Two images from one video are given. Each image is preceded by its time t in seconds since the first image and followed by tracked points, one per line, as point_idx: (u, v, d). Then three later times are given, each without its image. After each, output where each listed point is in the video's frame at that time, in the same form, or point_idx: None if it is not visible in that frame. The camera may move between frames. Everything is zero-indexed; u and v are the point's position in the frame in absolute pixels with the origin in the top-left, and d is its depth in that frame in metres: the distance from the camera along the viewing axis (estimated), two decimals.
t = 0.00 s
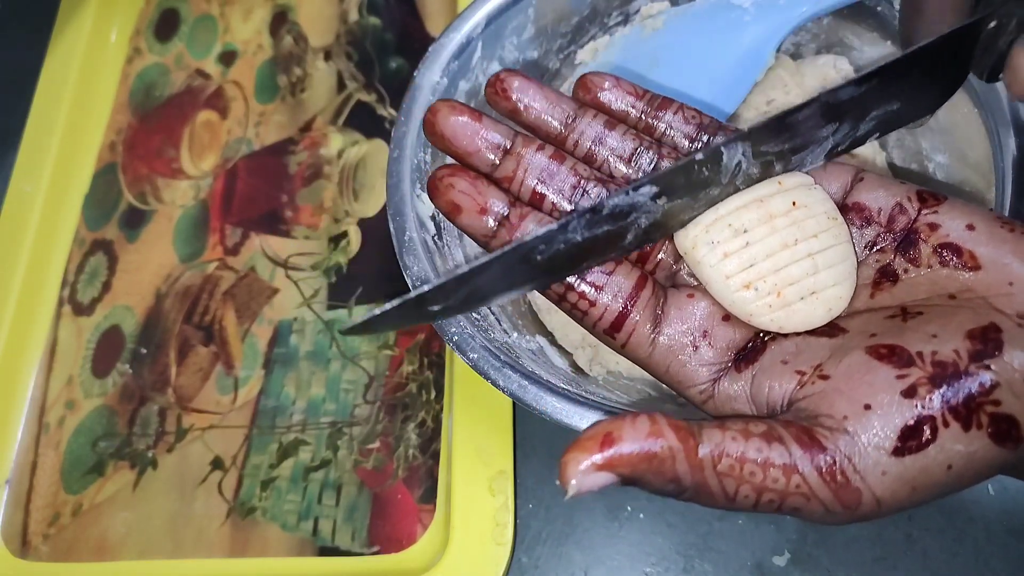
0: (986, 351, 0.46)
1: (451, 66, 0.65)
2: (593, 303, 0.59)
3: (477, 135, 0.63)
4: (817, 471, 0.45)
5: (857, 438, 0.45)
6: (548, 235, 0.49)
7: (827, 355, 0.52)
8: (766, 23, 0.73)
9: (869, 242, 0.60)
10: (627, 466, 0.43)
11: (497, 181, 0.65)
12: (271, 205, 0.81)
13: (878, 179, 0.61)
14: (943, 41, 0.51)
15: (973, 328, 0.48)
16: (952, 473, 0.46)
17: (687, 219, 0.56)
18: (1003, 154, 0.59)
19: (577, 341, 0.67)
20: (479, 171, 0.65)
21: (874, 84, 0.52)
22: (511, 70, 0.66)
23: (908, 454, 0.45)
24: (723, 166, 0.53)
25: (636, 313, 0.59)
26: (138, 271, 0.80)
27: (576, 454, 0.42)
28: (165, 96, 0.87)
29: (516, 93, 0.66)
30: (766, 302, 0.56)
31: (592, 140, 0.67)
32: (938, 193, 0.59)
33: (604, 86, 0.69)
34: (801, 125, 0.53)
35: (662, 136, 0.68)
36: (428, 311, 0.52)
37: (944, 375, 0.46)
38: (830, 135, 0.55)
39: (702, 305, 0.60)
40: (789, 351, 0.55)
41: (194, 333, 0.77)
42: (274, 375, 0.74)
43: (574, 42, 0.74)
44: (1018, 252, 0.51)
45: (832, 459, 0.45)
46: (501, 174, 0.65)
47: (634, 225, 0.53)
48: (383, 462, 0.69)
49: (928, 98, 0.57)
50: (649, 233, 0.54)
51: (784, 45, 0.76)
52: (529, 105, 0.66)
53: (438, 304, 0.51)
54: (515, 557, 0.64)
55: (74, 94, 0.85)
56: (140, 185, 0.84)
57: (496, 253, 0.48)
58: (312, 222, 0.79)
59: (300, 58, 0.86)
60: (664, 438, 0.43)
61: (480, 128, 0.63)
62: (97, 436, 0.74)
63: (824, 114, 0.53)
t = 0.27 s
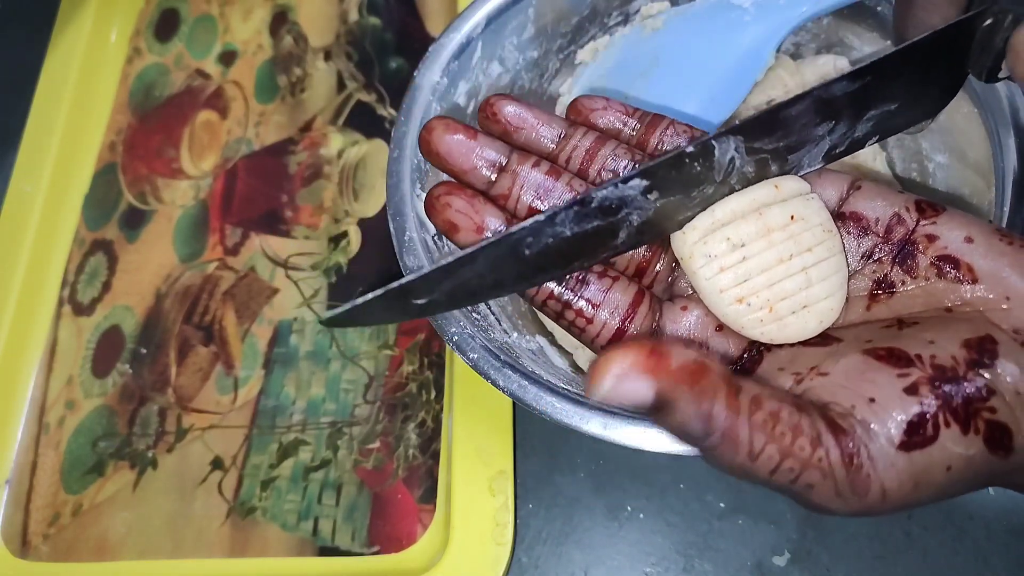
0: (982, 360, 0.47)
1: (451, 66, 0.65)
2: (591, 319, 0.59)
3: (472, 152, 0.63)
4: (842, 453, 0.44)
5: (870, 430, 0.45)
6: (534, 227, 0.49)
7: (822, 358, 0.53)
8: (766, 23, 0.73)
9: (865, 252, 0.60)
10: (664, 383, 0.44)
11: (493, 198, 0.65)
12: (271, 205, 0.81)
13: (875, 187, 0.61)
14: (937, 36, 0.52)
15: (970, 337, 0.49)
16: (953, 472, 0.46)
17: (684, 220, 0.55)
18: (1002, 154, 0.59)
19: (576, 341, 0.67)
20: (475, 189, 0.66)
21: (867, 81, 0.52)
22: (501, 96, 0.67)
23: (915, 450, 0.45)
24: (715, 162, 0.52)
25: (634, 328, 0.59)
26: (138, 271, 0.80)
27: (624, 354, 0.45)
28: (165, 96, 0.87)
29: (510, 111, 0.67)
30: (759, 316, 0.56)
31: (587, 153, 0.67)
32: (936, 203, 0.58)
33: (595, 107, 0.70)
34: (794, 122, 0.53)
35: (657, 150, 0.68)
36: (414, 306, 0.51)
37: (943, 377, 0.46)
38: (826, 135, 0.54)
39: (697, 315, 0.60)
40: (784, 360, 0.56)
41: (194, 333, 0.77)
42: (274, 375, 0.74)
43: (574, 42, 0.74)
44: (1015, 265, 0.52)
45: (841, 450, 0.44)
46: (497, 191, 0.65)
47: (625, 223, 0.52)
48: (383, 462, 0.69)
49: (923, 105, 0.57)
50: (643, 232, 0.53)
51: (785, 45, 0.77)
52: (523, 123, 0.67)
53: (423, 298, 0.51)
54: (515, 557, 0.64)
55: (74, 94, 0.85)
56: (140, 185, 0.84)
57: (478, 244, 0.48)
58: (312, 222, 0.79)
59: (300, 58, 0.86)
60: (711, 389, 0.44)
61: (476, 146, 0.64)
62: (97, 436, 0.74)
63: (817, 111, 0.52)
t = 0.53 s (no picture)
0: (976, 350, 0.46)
1: (451, 66, 0.65)
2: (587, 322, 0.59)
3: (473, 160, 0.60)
4: (841, 420, 0.43)
5: (867, 409, 0.44)
6: (514, 174, 0.48)
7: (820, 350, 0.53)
8: (766, 23, 0.74)
9: (861, 253, 0.60)
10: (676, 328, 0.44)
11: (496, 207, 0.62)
12: (271, 205, 0.81)
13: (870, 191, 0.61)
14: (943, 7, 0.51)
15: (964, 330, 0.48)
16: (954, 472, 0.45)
17: (669, 181, 0.53)
18: (1003, 154, 0.58)
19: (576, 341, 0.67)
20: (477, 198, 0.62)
21: (872, 44, 0.51)
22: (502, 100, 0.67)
23: (910, 428, 0.44)
24: (711, 118, 0.51)
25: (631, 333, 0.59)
26: (138, 272, 0.80)
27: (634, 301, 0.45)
28: (165, 96, 0.87)
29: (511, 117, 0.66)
30: (754, 320, 0.55)
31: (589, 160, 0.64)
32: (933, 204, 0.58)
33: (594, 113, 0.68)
34: (793, 81, 0.52)
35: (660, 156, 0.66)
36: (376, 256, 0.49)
37: (939, 362, 0.45)
38: (822, 101, 0.53)
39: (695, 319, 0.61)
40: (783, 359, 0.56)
41: (194, 333, 0.77)
42: (274, 375, 0.74)
43: (574, 42, 0.74)
44: (1010, 263, 0.51)
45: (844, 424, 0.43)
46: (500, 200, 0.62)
47: (611, 177, 0.51)
48: (383, 462, 0.69)
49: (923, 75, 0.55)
50: (628, 189, 0.52)
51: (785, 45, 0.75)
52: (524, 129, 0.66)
53: (386, 248, 0.49)
54: (515, 557, 0.64)
55: (74, 94, 0.85)
56: (140, 185, 0.84)
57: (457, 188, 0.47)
58: (312, 222, 0.79)
59: (299, 58, 0.86)
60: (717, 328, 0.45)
61: (476, 155, 0.61)
62: (97, 436, 0.74)
63: (819, 72, 0.52)
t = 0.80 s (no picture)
0: (971, 365, 0.45)
1: (451, 66, 0.65)
2: (587, 318, 0.59)
3: (472, 149, 0.61)
4: (808, 473, 0.44)
5: (846, 449, 0.44)
6: (504, 167, 0.49)
7: (814, 364, 0.52)
8: (766, 23, 0.73)
9: (860, 252, 0.60)
10: (624, 441, 0.42)
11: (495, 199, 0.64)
12: (271, 205, 0.81)
13: (869, 188, 0.61)
14: None
15: (960, 341, 0.47)
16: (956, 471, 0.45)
17: (659, 175, 0.54)
18: (1002, 155, 0.58)
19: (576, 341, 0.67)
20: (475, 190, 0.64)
21: (853, 38, 0.52)
22: (504, 84, 0.66)
23: (893, 464, 0.44)
24: (695, 113, 0.52)
25: (630, 329, 0.59)
26: (138, 271, 0.80)
27: (579, 422, 0.41)
28: (165, 96, 0.87)
29: (512, 104, 0.66)
30: (753, 318, 0.56)
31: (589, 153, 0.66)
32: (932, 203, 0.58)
33: (596, 100, 0.68)
34: (777, 77, 0.53)
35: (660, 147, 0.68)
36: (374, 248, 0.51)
37: (929, 387, 0.45)
38: (807, 95, 0.54)
39: (691, 317, 0.60)
40: (778, 361, 0.55)
41: (194, 333, 0.77)
42: (274, 375, 0.74)
43: (574, 42, 0.73)
44: (1009, 266, 0.50)
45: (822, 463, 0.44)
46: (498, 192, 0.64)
47: (600, 172, 0.52)
48: (383, 462, 0.69)
49: (907, 68, 0.57)
50: (617, 184, 0.53)
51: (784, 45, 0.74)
52: (525, 118, 0.66)
53: (382, 239, 0.51)
54: (515, 557, 0.65)
55: (74, 94, 0.85)
56: (140, 185, 0.84)
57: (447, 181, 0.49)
58: (312, 222, 0.79)
59: (299, 58, 0.86)
60: (664, 421, 0.43)
61: (476, 144, 0.62)
62: (97, 436, 0.74)
63: (801, 66, 0.53)
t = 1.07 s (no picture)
0: (976, 365, 0.45)
1: (451, 66, 0.65)
2: (590, 312, 0.59)
3: (475, 140, 0.63)
4: (808, 479, 0.44)
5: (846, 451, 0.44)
6: (511, 189, 0.50)
7: (818, 364, 0.52)
8: (765, 23, 0.74)
9: (863, 250, 0.60)
10: (619, 462, 0.42)
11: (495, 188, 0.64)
12: (271, 205, 0.81)
13: (873, 187, 0.61)
14: (920, 14, 0.51)
15: (963, 342, 0.47)
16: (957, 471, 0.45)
17: (662, 189, 0.55)
18: (1002, 154, 0.58)
19: (576, 342, 0.67)
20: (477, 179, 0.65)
21: (851, 56, 0.52)
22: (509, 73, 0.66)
23: (896, 467, 0.44)
24: (696, 131, 0.53)
25: (633, 323, 0.59)
26: (138, 271, 0.80)
27: (575, 445, 0.41)
28: (165, 96, 0.87)
29: (515, 94, 0.66)
30: (758, 314, 0.55)
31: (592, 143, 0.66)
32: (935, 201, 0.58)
33: (600, 91, 0.69)
34: (777, 94, 0.53)
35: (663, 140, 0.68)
36: (389, 266, 0.53)
37: (933, 389, 0.45)
38: (807, 110, 0.55)
39: (696, 312, 0.60)
40: (780, 360, 0.55)
41: (194, 333, 0.77)
42: (274, 375, 0.74)
43: (574, 41, 0.73)
44: (1011, 265, 0.50)
45: (823, 468, 0.44)
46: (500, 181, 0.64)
47: (605, 189, 0.53)
48: (383, 462, 0.69)
49: (908, 75, 0.57)
50: (622, 199, 0.54)
51: (784, 45, 0.74)
52: (529, 110, 0.67)
53: (398, 258, 0.52)
54: (515, 557, 0.65)
55: (74, 94, 0.85)
56: (140, 185, 0.84)
57: (456, 204, 0.50)
58: (312, 222, 0.79)
59: (299, 58, 0.86)
60: (660, 437, 0.43)
61: (478, 134, 0.63)
62: (97, 436, 0.74)
63: (800, 83, 0.53)
